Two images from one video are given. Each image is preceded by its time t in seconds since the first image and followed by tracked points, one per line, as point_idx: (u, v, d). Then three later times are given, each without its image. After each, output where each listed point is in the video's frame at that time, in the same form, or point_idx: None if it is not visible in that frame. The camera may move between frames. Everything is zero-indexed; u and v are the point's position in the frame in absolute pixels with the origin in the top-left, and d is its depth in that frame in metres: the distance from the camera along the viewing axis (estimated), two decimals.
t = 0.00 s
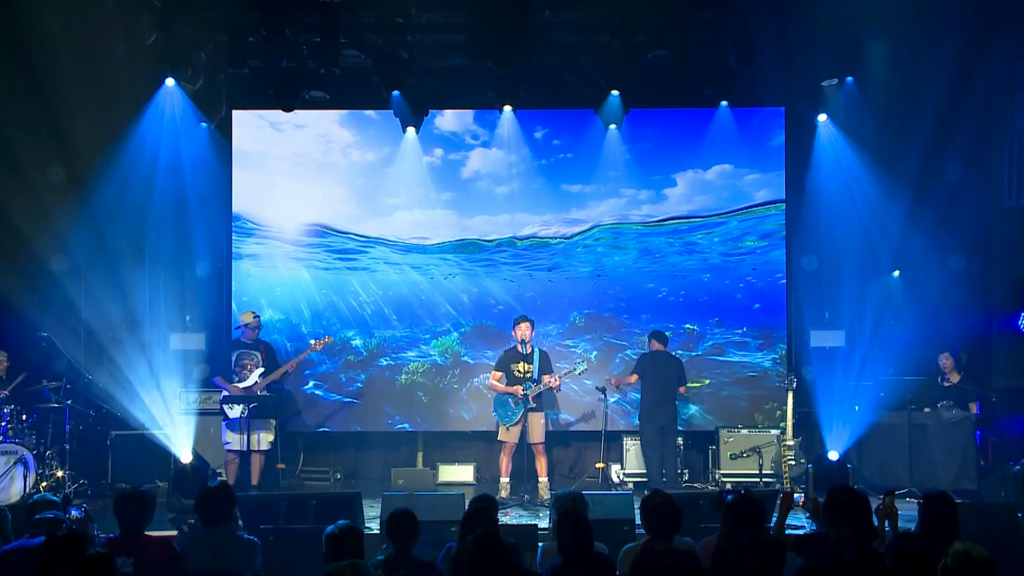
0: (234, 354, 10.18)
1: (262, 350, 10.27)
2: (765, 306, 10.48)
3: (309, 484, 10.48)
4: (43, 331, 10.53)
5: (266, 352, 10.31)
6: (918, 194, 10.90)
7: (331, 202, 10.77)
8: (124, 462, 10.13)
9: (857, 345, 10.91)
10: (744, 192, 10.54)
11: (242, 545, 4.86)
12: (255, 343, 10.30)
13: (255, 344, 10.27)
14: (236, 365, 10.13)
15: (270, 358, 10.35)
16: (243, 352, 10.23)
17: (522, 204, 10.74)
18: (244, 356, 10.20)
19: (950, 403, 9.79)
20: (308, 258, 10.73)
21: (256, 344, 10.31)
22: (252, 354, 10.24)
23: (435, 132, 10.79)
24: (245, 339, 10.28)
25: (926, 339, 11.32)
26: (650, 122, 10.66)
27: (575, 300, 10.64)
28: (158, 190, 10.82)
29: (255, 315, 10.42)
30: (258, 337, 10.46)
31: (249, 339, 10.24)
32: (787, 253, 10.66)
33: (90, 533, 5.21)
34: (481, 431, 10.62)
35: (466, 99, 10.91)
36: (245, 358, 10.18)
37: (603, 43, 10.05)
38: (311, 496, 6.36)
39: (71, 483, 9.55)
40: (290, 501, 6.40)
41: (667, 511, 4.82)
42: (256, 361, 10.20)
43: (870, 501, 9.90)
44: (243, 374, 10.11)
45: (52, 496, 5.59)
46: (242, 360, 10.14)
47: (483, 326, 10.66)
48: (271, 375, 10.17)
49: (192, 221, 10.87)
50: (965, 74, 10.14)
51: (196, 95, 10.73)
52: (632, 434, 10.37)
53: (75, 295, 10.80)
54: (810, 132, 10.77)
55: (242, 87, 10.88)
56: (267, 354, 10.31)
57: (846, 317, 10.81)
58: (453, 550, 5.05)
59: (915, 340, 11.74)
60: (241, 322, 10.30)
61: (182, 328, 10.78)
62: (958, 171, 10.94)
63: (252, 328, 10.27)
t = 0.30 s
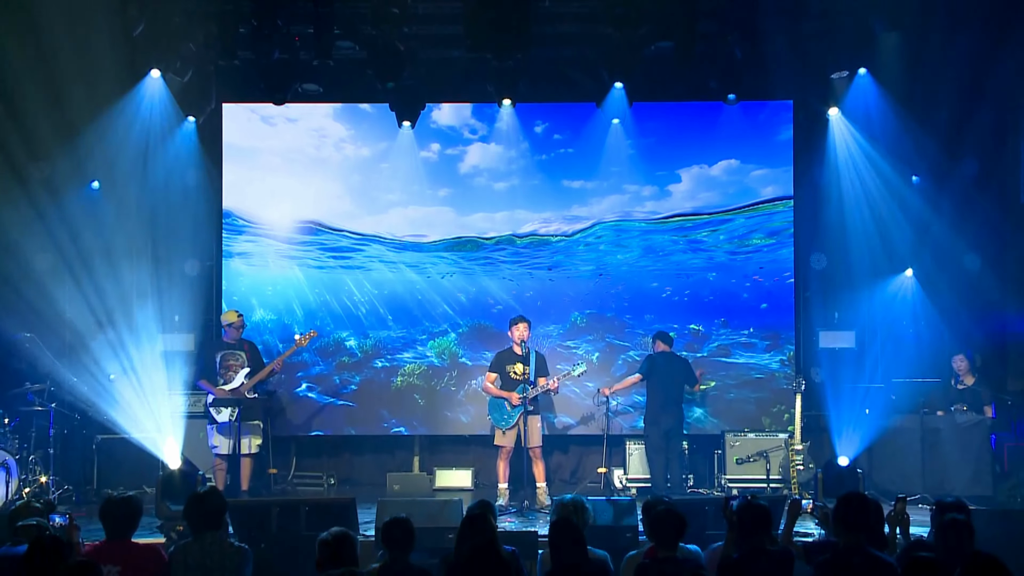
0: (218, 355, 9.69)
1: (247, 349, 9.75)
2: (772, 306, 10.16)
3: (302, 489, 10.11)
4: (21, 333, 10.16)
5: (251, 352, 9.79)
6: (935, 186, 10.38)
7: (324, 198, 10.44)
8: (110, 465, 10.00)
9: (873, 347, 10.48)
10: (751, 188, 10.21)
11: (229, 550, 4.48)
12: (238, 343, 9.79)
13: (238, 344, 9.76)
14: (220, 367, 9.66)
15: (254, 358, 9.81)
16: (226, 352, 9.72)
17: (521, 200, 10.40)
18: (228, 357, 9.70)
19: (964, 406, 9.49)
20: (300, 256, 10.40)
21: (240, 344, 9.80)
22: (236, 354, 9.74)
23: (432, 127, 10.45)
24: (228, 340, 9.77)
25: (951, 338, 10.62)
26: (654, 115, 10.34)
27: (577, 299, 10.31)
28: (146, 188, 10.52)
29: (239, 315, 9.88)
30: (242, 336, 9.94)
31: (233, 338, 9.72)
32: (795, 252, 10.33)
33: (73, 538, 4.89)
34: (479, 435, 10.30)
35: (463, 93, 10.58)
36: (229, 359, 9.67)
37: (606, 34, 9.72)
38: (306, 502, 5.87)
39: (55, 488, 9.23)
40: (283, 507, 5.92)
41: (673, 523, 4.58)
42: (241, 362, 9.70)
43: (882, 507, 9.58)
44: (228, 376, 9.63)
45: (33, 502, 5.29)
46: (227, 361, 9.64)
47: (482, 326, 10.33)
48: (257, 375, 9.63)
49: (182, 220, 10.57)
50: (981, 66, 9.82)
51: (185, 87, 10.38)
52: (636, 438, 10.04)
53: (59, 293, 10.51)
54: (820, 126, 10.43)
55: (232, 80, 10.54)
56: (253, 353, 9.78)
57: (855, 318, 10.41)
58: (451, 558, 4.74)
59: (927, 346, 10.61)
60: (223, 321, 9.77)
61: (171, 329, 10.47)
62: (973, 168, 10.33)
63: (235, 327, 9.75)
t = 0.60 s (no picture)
0: (204, 355, 9.24)
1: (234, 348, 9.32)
2: (780, 303, 9.86)
3: (295, 492, 9.81)
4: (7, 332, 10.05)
5: (237, 351, 9.35)
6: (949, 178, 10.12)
7: (318, 192, 10.12)
8: (95, 469, 9.54)
9: (883, 345, 10.15)
10: (757, 182, 9.92)
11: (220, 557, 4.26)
12: (223, 343, 9.35)
13: (224, 343, 9.33)
14: (206, 366, 9.21)
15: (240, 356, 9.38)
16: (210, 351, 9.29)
17: (521, 194, 10.09)
18: (214, 356, 9.24)
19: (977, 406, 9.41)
20: (293, 252, 10.09)
21: (226, 343, 9.38)
22: (222, 353, 9.29)
23: (429, 119, 10.14)
24: (213, 338, 9.34)
25: (965, 337, 10.32)
26: (658, 107, 10.03)
27: (578, 296, 10.01)
28: (133, 183, 10.23)
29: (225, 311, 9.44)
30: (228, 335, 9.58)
31: (218, 337, 9.26)
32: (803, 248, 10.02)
33: (59, 545, 4.70)
34: (478, 436, 9.99)
35: (461, 84, 10.26)
36: (215, 358, 9.24)
37: (609, 22, 9.39)
38: (297, 504, 5.66)
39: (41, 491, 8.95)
40: (274, 510, 5.69)
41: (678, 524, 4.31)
42: (227, 361, 9.26)
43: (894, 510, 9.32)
44: (215, 376, 9.20)
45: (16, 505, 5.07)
46: (213, 360, 9.20)
47: (480, 324, 10.02)
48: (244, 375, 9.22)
49: (170, 215, 10.24)
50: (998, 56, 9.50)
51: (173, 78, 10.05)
52: (639, 440, 9.74)
53: (51, 295, 10.35)
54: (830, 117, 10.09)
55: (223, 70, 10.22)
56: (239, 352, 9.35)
57: (865, 315, 10.09)
58: (449, 563, 4.52)
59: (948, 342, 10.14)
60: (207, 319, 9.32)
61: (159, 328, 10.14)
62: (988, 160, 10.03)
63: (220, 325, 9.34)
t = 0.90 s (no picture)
0: (190, 352, 9.05)
1: (221, 346, 9.09)
2: (788, 298, 9.57)
3: (288, 493, 9.52)
4: None
5: (225, 350, 9.14)
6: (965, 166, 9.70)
7: (312, 184, 9.81)
8: (83, 469, 9.26)
9: (896, 341, 9.76)
10: (765, 173, 9.61)
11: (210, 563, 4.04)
12: (212, 340, 9.14)
13: (212, 340, 9.11)
14: (191, 364, 8.99)
15: (229, 357, 9.18)
16: (198, 349, 9.08)
17: (521, 186, 9.78)
18: (200, 354, 9.05)
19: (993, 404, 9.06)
20: (286, 245, 9.79)
21: (213, 341, 9.15)
22: (209, 351, 9.08)
23: (426, 108, 9.82)
24: (201, 335, 9.11)
25: (982, 332, 9.89)
26: (662, 96, 9.72)
27: (580, 291, 9.70)
28: (120, 175, 9.91)
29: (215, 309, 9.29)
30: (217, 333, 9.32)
31: (205, 334, 9.10)
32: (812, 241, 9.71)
33: (45, 548, 4.47)
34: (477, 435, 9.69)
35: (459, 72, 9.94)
36: (201, 355, 9.01)
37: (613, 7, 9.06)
38: (292, 506, 5.50)
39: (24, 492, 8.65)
40: (267, 512, 5.50)
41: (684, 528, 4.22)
42: (214, 360, 9.04)
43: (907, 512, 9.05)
44: (200, 373, 8.95)
45: None
46: (198, 358, 8.98)
47: (478, 319, 9.71)
48: (230, 375, 9.00)
49: (158, 208, 9.91)
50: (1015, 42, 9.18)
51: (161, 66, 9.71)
52: (643, 439, 9.44)
53: (37, 288, 10.11)
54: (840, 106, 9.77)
55: (214, 58, 9.89)
56: (228, 351, 9.15)
57: (876, 310, 9.72)
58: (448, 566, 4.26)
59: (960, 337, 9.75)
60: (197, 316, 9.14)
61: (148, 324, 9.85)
62: (1007, 149, 9.54)
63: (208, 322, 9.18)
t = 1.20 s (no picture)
0: (181, 347, 8.79)
1: (216, 344, 8.83)
2: (797, 293, 9.25)
3: (280, 495, 9.22)
4: None
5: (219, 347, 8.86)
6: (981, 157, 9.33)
7: (304, 175, 9.48)
8: (69, 470, 8.92)
9: (910, 338, 9.41)
10: (774, 165, 9.30)
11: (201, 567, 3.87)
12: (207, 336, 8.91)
13: (207, 337, 8.87)
14: (182, 359, 8.77)
15: (223, 354, 8.89)
16: (191, 344, 8.83)
17: (521, 178, 9.45)
18: (193, 350, 8.80)
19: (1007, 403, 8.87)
20: (278, 239, 9.46)
21: (209, 337, 8.90)
22: (201, 347, 8.83)
23: (422, 97, 9.49)
24: (196, 331, 8.88)
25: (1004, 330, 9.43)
26: (666, 85, 9.40)
27: (582, 287, 9.39)
28: (106, 166, 9.60)
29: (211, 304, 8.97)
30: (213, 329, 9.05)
31: (201, 330, 8.82)
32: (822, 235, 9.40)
33: (26, 552, 4.21)
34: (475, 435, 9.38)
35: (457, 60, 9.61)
36: (192, 351, 8.77)
37: None
38: (281, 510, 5.34)
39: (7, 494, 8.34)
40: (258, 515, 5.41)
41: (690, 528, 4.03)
42: (206, 356, 8.79)
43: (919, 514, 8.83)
44: (189, 371, 8.73)
45: None
46: (189, 353, 8.74)
47: (477, 315, 9.40)
48: (220, 373, 8.73)
49: (147, 201, 9.66)
50: None
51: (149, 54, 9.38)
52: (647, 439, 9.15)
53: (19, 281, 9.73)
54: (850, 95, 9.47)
55: (203, 46, 9.56)
56: (221, 349, 8.85)
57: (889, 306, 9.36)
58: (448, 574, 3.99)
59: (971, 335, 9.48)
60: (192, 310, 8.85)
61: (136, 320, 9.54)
62: None
63: (203, 318, 8.85)
